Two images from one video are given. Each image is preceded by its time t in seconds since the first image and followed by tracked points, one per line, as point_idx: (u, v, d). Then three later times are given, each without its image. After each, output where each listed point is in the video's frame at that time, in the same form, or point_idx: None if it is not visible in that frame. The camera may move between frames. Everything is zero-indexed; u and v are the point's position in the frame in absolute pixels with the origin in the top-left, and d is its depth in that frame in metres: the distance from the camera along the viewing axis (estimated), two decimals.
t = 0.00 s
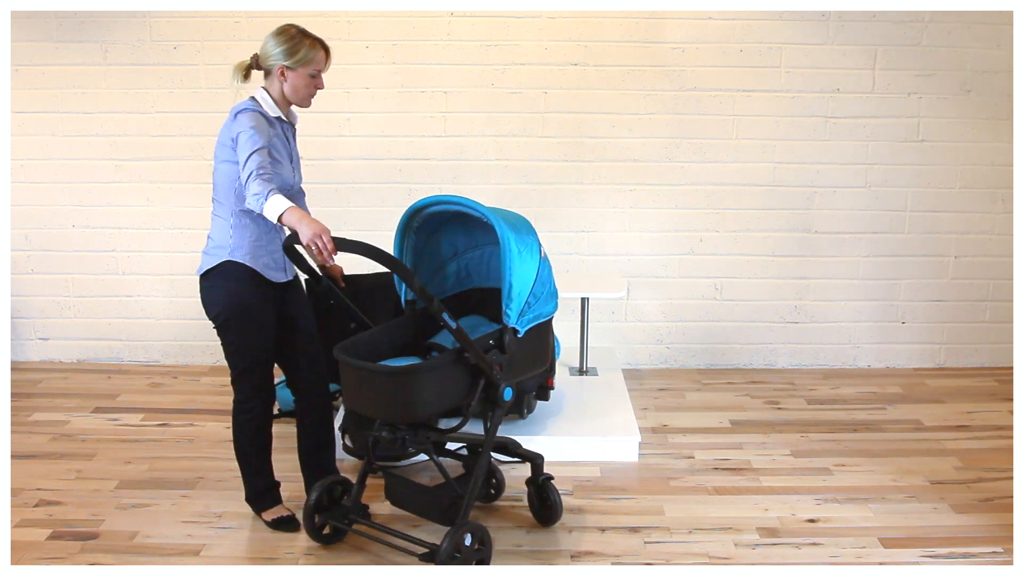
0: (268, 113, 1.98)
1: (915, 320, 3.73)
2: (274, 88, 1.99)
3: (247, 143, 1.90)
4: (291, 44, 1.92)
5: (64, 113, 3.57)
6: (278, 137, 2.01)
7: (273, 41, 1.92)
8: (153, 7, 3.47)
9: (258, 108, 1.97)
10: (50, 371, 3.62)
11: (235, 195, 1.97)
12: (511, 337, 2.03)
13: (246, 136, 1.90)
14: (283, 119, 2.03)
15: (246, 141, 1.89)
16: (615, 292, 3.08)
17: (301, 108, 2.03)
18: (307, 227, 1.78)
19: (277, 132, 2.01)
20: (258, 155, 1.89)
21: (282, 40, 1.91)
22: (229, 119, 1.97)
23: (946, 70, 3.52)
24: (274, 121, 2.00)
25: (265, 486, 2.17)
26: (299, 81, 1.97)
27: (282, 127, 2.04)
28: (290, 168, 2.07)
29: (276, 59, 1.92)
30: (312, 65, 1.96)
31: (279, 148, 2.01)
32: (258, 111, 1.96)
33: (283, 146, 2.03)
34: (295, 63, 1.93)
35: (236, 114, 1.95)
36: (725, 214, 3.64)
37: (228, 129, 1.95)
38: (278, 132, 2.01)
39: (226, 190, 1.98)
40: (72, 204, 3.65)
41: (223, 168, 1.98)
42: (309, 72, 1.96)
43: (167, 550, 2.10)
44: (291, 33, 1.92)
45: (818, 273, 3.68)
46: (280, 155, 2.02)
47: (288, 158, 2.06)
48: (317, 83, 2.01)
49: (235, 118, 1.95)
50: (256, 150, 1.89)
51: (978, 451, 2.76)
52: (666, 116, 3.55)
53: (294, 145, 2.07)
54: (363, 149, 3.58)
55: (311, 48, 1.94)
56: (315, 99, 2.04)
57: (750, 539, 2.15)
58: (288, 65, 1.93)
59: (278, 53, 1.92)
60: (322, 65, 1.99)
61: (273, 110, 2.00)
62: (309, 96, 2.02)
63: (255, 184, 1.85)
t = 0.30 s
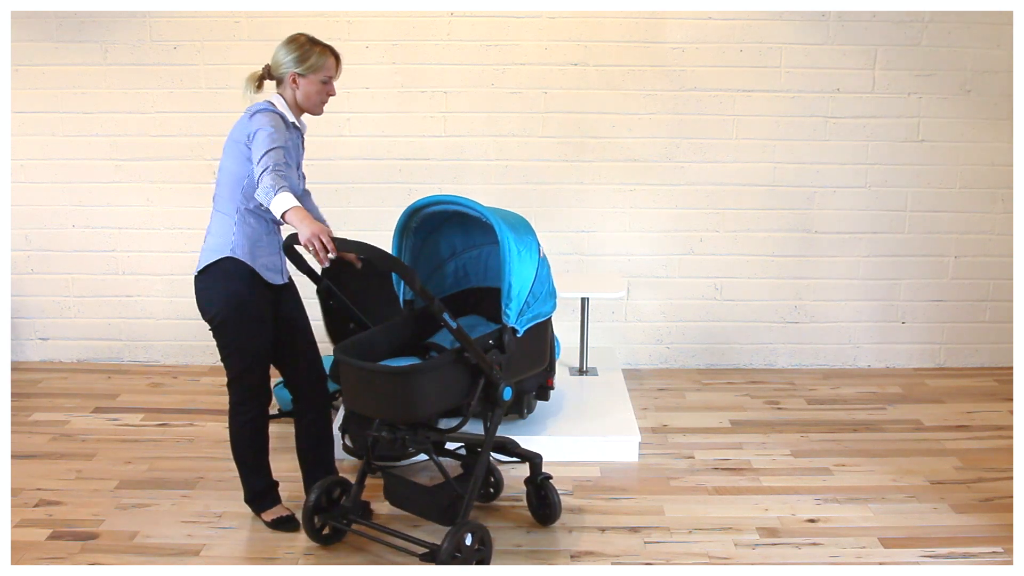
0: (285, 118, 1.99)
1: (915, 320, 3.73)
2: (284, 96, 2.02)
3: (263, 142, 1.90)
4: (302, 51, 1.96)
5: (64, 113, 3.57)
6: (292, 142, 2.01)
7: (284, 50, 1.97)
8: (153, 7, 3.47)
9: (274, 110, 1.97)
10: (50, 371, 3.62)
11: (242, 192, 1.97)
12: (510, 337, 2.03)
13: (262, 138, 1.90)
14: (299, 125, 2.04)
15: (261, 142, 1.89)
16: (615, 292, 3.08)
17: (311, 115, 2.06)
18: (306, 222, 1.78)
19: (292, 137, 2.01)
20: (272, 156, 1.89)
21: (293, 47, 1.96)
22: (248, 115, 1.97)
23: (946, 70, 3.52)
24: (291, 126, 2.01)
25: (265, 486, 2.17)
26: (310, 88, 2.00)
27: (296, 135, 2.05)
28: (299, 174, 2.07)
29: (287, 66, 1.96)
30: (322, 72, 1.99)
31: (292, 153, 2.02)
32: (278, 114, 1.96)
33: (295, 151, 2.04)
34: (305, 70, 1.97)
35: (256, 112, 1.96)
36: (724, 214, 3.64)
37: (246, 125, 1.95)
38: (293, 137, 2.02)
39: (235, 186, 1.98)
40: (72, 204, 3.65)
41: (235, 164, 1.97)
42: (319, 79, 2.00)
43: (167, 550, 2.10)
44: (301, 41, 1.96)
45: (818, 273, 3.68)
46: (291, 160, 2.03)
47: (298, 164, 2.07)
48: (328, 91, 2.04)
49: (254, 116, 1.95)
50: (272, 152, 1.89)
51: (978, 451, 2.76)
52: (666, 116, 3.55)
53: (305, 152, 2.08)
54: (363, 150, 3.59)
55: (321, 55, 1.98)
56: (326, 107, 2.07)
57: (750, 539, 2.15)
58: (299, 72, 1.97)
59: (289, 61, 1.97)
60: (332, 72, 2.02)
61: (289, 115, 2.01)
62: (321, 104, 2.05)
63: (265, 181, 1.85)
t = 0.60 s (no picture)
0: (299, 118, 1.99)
1: (915, 320, 3.73)
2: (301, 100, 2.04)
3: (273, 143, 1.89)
4: (317, 55, 1.97)
5: (64, 113, 3.57)
6: (305, 142, 2.01)
7: (300, 54, 1.98)
8: (153, 7, 3.47)
9: (289, 112, 1.97)
10: (50, 371, 3.62)
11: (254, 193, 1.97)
12: (510, 337, 2.03)
13: (273, 139, 1.89)
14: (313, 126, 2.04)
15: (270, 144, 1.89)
16: (615, 292, 3.08)
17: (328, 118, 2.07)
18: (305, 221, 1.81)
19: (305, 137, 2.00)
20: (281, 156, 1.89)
21: (308, 50, 1.97)
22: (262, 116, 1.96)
23: (946, 70, 3.51)
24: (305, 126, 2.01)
25: (266, 486, 2.17)
26: (326, 91, 2.01)
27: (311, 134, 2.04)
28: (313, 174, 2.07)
29: (303, 70, 1.98)
30: (338, 75, 2.00)
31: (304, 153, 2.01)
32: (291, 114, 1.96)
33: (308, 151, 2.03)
34: (320, 73, 1.97)
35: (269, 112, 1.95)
36: (724, 214, 3.64)
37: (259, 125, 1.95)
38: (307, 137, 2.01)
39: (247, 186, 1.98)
40: (72, 204, 3.65)
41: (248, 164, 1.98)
42: (335, 81, 2.01)
43: (167, 550, 2.10)
44: (316, 45, 1.98)
45: (817, 273, 3.68)
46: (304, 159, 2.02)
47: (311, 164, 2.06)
48: (344, 93, 2.05)
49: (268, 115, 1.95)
50: (281, 152, 1.89)
51: (978, 450, 2.76)
52: (666, 116, 3.55)
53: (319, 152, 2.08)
54: (363, 150, 3.58)
55: (336, 58, 1.99)
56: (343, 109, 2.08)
57: (750, 539, 2.15)
58: (315, 75, 1.98)
59: (306, 65, 1.98)
60: (348, 74, 2.03)
61: (303, 114, 2.00)
62: (338, 106, 2.06)
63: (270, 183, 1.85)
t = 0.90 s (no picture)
0: (336, 115, 2.00)
1: (915, 320, 3.73)
2: (342, 94, 2.03)
3: (302, 139, 1.92)
4: (361, 49, 1.97)
5: (63, 113, 3.57)
6: (342, 139, 2.02)
7: (344, 47, 1.98)
8: (153, 7, 3.46)
9: (328, 108, 1.99)
10: (50, 371, 3.62)
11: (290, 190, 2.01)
12: (510, 337, 2.03)
13: (303, 137, 1.92)
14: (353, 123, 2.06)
15: (299, 142, 1.91)
16: (615, 292, 3.08)
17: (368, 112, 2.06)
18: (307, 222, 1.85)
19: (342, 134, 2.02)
20: (309, 152, 1.91)
21: (352, 44, 1.97)
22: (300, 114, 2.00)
23: (946, 70, 3.51)
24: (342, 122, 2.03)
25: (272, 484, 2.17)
26: (369, 85, 2.01)
27: (350, 131, 2.06)
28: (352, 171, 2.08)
29: (346, 63, 1.97)
30: (382, 69, 2.00)
31: (342, 151, 2.03)
32: (326, 111, 1.98)
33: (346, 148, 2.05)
34: (364, 67, 1.97)
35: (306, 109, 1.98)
36: (724, 214, 3.64)
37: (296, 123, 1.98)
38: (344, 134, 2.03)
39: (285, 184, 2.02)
40: (72, 204, 3.65)
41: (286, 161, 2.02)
42: (379, 76, 2.00)
43: (167, 550, 2.10)
44: (361, 39, 1.98)
45: (818, 273, 3.68)
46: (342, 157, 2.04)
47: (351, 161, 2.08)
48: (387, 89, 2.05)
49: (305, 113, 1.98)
50: (310, 148, 1.91)
51: (978, 451, 2.76)
52: (666, 116, 3.55)
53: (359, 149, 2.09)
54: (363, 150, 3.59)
55: (381, 53, 1.99)
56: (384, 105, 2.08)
57: (750, 539, 2.15)
58: (358, 68, 1.98)
59: (349, 58, 1.98)
60: (391, 70, 2.03)
61: (343, 113, 2.02)
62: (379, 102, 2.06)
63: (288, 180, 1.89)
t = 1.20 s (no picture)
0: (401, 116, 2.14)
1: (915, 320, 3.73)
2: (418, 97, 2.18)
3: (361, 133, 2.06)
4: (438, 56, 2.13)
5: (63, 113, 3.57)
6: (404, 141, 2.15)
7: (423, 54, 2.14)
8: (153, 7, 3.46)
9: (394, 109, 2.13)
10: (50, 371, 3.62)
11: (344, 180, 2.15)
12: (511, 338, 2.03)
13: (362, 130, 2.06)
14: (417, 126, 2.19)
15: (358, 135, 2.05)
16: (615, 292, 3.08)
17: (439, 118, 2.21)
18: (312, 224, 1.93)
19: (405, 136, 2.15)
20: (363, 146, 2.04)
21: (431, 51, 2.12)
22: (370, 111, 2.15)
23: (946, 70, 3.52)
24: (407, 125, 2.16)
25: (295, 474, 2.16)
26: (444, 90, 2.15)
27: (413, 134, 2.19)
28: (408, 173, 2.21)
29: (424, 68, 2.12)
30: (457, 75, 2.15)
31: (401, 151, 2.16)
32: (393, 111, 2.12)
33: (406, 150, 2.18)
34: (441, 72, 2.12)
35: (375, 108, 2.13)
36: (725, 214, 3.64)
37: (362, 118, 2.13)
38: (407, 136, 2.16)
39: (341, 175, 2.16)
40: (72, 204, 3.65)
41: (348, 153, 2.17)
42: (454, 82, 2.15)
43: (167, 550, 2.10)
44: (440, 46, 2.13)
45: (818, 273, 3.68)
46: (401, 157, 2.17)
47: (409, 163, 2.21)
48: (460, 95, 2.19)
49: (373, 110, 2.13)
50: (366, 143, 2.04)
51: (977, 450, 2.76)
52: (666, 116, 3.55)
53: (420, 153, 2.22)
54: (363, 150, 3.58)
55: (456, 60, 2.13)
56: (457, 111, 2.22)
57: (750, 539, 2.15)
58: (434, 72, 2.13)
59: (428, 64, 2.13)
60: (467, 77, 2.17)
61: (409, 116, 2.15)
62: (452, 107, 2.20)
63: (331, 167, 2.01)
